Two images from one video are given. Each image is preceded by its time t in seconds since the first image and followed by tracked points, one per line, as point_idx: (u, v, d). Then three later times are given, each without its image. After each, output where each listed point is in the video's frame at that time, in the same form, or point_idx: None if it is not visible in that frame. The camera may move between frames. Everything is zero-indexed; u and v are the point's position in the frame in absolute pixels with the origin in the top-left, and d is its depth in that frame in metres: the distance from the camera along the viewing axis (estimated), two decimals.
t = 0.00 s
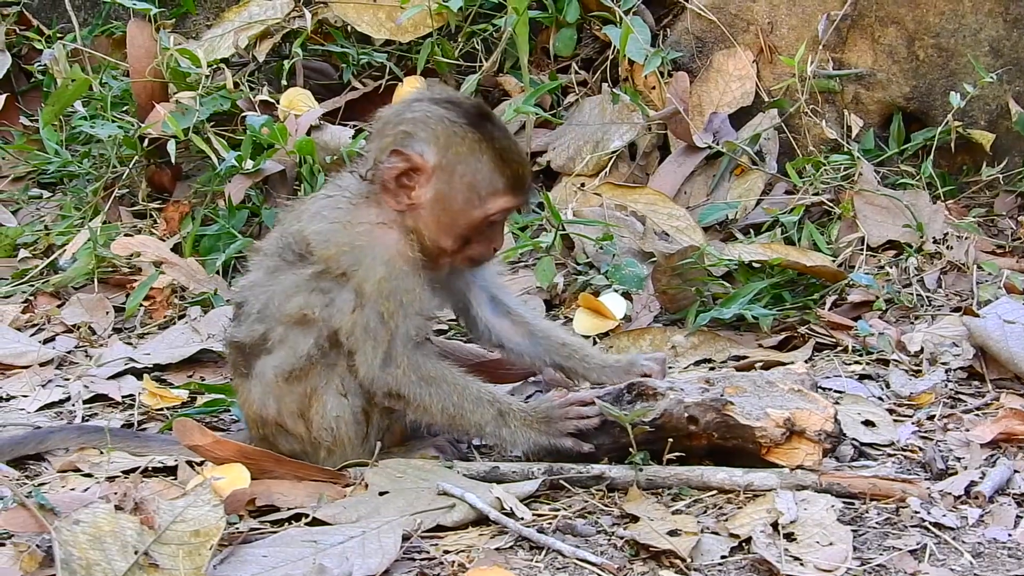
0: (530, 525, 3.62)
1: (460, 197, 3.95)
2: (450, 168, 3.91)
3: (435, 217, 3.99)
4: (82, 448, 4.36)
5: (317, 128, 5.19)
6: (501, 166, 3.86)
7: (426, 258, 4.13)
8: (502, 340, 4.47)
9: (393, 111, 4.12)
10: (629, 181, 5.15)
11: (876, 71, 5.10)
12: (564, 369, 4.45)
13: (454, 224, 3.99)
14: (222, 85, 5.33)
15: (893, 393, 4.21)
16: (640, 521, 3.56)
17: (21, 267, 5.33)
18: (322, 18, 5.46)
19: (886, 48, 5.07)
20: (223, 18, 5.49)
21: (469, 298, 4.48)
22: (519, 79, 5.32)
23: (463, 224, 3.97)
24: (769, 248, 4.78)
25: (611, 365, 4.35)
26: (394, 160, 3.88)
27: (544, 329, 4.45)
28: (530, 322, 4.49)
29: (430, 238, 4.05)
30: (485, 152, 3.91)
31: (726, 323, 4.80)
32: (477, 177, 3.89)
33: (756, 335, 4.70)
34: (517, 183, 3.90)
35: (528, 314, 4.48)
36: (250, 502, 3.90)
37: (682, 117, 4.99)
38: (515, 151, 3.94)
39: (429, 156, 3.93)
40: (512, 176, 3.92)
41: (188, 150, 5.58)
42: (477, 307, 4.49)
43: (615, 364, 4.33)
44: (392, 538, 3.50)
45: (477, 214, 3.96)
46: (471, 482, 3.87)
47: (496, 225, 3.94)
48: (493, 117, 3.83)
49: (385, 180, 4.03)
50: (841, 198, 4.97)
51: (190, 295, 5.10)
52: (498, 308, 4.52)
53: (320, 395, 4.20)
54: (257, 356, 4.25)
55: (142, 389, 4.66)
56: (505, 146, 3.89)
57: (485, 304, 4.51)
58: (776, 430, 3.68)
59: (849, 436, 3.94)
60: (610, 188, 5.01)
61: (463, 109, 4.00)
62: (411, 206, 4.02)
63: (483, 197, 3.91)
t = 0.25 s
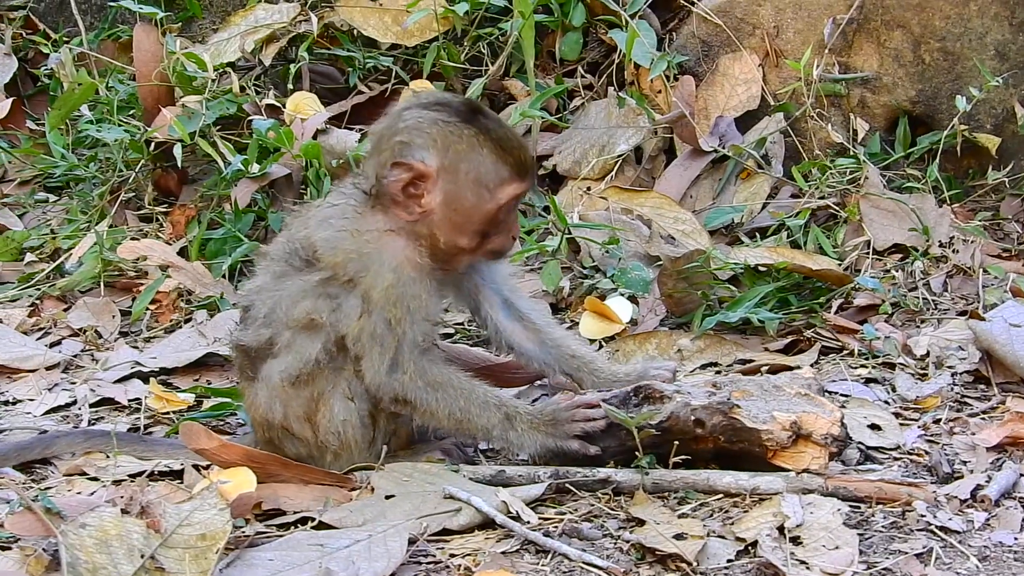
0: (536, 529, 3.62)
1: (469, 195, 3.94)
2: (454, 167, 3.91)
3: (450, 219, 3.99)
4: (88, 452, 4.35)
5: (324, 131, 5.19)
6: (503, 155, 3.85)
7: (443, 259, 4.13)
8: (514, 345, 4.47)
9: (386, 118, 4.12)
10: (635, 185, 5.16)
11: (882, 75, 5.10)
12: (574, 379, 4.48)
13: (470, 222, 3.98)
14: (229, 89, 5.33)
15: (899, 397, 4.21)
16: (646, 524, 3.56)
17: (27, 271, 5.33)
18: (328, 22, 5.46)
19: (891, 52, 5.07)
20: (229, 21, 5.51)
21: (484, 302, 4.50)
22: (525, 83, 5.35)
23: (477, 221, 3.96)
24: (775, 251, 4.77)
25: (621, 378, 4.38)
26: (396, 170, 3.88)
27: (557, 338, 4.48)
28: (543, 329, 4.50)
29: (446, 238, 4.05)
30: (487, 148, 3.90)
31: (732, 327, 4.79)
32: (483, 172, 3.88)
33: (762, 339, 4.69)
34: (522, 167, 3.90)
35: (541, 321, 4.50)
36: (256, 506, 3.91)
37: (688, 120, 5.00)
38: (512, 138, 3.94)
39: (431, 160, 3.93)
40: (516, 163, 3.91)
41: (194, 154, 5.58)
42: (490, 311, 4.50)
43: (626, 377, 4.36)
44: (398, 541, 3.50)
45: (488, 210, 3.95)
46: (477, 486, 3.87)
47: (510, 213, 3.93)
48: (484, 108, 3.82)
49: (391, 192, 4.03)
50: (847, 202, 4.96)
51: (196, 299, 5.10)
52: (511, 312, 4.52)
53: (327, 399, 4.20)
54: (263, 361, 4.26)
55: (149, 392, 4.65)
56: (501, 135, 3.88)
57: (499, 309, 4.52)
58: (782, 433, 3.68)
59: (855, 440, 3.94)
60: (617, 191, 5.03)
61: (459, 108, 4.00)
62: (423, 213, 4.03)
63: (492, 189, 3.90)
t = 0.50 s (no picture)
0: (542, 534, 3.62)
1: (470, 179, 4.05)
2: (452, 154, 4.00)
3: (460, 209, 4.07)
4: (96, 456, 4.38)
5: (331, 136, 5.20)
6: (493, 130, 3.99)
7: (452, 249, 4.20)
8: (523, 346, 4.47)
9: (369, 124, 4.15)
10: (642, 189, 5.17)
11: (890, 80, 5.09)
12: (583, 381, 4.46)
13: (477, 204, 4.09)
14: (236, 93, 5.36)
15: (906, 402, 4.20)
16: (653, 529, 3.56)
17: (35, 275, 5.33)
18: (335, 27, 5.50)
19: (899, 57, 5.06)
20: (236, 26, 5.52)
21: (490, 304, 4.50)
22: (531, 87, 5.32)
23: (484, 200, 4.07)
24: (782, 256, 4.78)
25: (631, 381, 4.35)
26: (400, 173, 3.92)
27: (566, 340, 4.48)
28: (551, 330, 4.50)
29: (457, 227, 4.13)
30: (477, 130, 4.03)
31: (740, 332, 4.79)
32: (478, 152, 4.00)
33: (770, 343, 4.68)
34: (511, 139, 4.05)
35: (549, 323, 4.50)
36: (263, 510, 3.91)
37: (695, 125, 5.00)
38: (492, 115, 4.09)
39: (427, 157, 4.00)
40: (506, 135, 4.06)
41: (201, 158, 5.57)
42: (497, 314, 4.51)
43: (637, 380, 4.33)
44: (405, 546, 3.51)
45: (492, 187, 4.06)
46: (484, 490, 3.87)
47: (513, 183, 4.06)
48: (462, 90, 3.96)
49: (393, 200, 4.07)
50: (854, 207, 4.97)
51: (204, 303, 5.10)
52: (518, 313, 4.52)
53: (332, 404, 4.19)
54: (268, 369, 4.25)
55: (156, 396, 4.68)
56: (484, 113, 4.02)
57: (507, 312, 4.52)
58: (791, 435, 3.68)
59: (862, 445, 3.92)
60: (624, 197, 5.05)
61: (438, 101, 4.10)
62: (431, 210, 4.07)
63: (490, 165, 4.03)
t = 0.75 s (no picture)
0: (563, 539, 3.61)
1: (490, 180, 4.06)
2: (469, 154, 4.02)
3: (480, 211, 4.08)
4: (117, 459, 4.38)
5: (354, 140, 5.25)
6: (512, 131, 4.01)
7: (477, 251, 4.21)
8: (548, 345, 4.46)
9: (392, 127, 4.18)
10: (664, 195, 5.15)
11: (912, 86, 5.09)
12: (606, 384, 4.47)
13: (498, 204, 4.10)
14: (258, 97, 5.40)
15: (928, 409, 4.20)
16: (674, 535, 3.56)
17: (57, 278, 5.35)
18: (358, 31, 5.50)
19: (921, 63, 5.06)
20: (259, 30, 5.53)
21: (515, 306, 4.49)
22: (554, 93, 5.36)
23: (504, 201, 4.08)
24: (804, 262, 4.78)
25: (649, 388, 4.38)
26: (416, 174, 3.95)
27: (590, 342, 4.48)
28: (576, 331, 4.50)
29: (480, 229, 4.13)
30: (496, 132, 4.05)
31: (761, 338, 4.77)
32: (498, 153, 4.02)
33: (791, 349, 4.67)
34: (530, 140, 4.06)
35: (575, 324, 4.50)
36: (284, 513, 3.91)
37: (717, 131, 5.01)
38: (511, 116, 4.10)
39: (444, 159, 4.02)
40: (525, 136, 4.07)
41: (224, 162, 5.57)
42: (524, 312, 4.48)
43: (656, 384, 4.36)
44: (426, 550, 3.51)
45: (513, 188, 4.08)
46: (505, 494, 3.86)
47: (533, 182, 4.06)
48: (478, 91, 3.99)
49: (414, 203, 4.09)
50: (876, 214, 4.95)
51: (226, 307, 5.12)
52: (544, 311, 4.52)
53: (354, 407, 4.19)
54: (291, 371, 4.23)
55: (177, 399, 4.68)
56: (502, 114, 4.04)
57: (533, 310, 4.50)
58: (813, 442, 3.67)
59: (884, 451, 3.92)
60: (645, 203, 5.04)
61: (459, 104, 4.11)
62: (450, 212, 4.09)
63: (509, 166, 4.04)
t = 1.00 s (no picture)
0: (586, 545, 3.60)
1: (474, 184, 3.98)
2: (461, 155, 3.97)
3: (464, 212, 4.04)
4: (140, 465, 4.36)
5: (378, 147, 5.22)
6: (496, 138, 3.89)
7: (489, 258, 4.13)
8: (575, 352, 4.49)
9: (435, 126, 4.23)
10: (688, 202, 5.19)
11: (937, 93, 5.10)
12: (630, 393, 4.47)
13: (488, 212, 4.00)
14: (282, 103, 5.47)
15: (952, 416, 4.18)
16: (696, 542, 3.54)
17: (81, 283, 5.36)
18: (382, 37, 5.52)
19: (946, 71, 5.07)
20: (283, 36, 5.55)
21: (548, 309, 4.51)
22: (578, 100, 5.36)
23: (488, 208, 3.98)
24: (828, 270, 4.77)
25: (672, 396, 4.34)
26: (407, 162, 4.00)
27: (616, 350, 4.48)
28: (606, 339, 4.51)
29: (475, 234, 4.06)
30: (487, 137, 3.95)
31: (785, 345, 4.77)
32: (480, 159, 3.93)
33: (815, 357, 4.66)
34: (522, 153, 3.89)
35: (604, 332, 4.50)
36: (307, 519, 3.89)
37: (741, 138, 5.03)
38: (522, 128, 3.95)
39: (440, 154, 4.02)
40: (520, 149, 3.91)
41: (247, 168, 5.64)
42: (555, 318, 4.52)
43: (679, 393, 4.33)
44: (448, 556, 3.53)
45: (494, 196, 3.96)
46: (528, 501, 3.85)
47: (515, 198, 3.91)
48: (483, 95, 3.91)
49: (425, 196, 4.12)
50: (900, 221, 4.96)
51: (249, 312, 5.14)
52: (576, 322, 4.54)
53: (383, 407, 4.18)
54: (325, 369, 4.25)
55: (201, 405, 4.69)
56: (499, 123, 3.91)
57: (564, 317, 4.53)
58: (836, 448, 3.66)
59: (907, 459, 3.90)
60: (670, 209, 5.08)
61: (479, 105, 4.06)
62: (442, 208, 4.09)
63: (486, 173, 3.94)
